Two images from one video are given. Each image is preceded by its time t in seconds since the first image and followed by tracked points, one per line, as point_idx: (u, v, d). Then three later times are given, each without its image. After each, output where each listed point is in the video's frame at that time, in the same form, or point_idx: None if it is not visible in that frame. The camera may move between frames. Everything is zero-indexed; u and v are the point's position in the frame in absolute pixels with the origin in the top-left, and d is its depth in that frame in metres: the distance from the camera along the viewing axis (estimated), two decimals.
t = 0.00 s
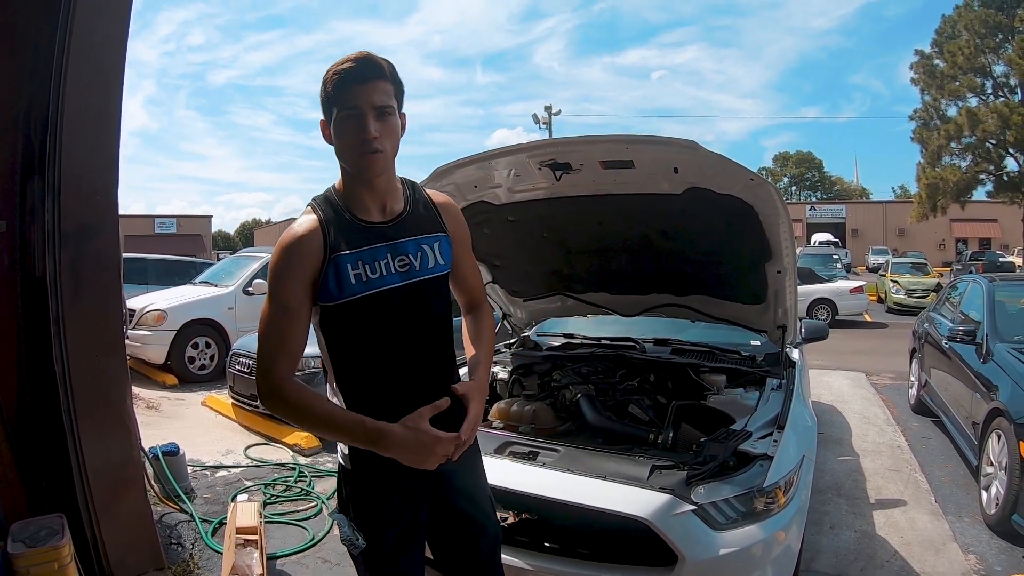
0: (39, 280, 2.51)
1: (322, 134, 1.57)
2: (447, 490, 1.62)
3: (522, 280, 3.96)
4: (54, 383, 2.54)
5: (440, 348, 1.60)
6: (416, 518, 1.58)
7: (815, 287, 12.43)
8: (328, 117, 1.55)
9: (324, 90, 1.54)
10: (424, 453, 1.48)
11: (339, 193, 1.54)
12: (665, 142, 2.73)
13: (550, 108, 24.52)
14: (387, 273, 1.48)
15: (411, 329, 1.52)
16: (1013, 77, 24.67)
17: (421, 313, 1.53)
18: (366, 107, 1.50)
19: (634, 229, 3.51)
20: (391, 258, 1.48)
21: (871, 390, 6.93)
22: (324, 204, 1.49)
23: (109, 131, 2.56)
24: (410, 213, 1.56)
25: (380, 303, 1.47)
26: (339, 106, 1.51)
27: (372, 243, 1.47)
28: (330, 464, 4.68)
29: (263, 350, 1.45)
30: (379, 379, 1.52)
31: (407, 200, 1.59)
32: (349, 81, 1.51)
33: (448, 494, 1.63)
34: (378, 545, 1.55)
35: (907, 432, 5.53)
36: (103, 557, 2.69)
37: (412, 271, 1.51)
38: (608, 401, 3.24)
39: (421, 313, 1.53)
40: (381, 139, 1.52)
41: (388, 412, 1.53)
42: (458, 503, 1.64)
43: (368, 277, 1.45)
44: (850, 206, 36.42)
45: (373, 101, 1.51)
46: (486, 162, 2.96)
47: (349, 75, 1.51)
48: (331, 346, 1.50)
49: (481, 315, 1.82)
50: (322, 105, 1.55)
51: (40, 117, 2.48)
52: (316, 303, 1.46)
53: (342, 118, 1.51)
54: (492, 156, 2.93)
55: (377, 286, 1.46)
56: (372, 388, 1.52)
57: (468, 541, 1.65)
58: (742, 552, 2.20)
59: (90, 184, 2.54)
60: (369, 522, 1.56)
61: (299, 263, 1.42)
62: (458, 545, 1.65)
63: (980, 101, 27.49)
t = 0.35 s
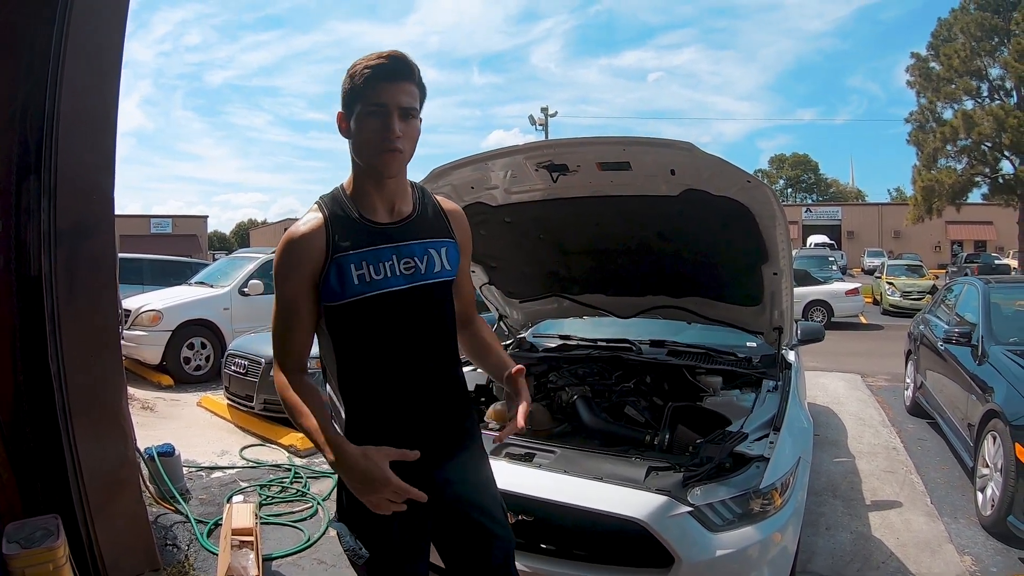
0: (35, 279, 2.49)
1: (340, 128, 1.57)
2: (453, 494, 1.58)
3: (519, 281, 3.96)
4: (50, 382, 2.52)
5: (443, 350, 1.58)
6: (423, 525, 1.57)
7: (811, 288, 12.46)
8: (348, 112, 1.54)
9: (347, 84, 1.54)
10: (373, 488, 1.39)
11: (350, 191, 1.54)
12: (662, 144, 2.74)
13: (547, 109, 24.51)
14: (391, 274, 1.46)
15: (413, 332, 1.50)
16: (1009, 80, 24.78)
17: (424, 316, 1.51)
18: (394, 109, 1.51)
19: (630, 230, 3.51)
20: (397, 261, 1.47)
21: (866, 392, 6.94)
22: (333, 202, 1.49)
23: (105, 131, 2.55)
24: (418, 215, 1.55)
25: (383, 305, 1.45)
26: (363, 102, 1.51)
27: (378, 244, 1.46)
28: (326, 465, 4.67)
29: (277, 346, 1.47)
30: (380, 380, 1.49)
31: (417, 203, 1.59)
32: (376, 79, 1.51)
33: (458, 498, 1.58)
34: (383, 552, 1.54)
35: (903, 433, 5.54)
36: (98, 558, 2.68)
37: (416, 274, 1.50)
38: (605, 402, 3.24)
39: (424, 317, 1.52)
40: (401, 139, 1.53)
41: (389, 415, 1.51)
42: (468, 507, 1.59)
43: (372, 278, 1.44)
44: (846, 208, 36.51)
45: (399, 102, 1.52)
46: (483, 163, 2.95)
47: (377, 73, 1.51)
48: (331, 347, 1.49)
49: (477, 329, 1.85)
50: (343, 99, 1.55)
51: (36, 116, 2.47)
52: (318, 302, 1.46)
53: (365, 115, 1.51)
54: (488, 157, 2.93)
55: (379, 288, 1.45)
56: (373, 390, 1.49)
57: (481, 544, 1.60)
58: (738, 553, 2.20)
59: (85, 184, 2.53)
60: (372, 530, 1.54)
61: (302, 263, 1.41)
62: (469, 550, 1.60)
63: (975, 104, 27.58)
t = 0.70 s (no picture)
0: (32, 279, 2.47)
1: (410, 121, 1.59)
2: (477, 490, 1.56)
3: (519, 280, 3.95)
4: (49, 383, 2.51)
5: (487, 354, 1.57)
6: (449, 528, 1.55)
7: (810, 288, 12.46)
8: (420, 107, 1.57)
9: (425, 81, 1.56)
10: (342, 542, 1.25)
11: (410, 185, 1.54)
12: (662, 144, 2.74)
13: (546, 109, 24.49)
14: (443, 269, 1.46)
15: (459, 330, 1.49)
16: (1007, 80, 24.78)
17: (471, 316, 1.50)
18: (467, 111, 1.54)
19: (630, 230, 3.51)
20: (450, 257, 1.48)
21: (865, 392, 6.94)
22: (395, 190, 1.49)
23: (104, 131, 2.55)
24: (472, 218, 1.57)
25: (433, 298, 1.44)
26: (440, 100, 1.53)
27: (433, 238, 1.47)
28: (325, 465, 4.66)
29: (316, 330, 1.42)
30: (421, 378, 1.47)
31: (468, 205, 1.61)
32: (455, 79, 1.53)
33: (488, 503, 1.58)
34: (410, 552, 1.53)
35: (902, 434, 5.54)
36: (97, 559, 2.66)
37: (467, 273, 1.50)
38: (605, 402, 3.24)
39: (471, 316, 1.51)
40: (468, 139, 1.54)
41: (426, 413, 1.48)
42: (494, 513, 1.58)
43: (425, 269, 1.44)
44: (845, 209, 36.53)
45: (470, 104, 1.54)
46: (483, 162, 2.94)
47: (458, 74, 1.53)
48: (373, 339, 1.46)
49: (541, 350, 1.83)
50: (417, 94, 1.56)
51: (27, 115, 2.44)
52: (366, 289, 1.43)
53: (440, 113, 1.53)
54: (488, 157, 2.91)
55: (431, 280, 1.45)
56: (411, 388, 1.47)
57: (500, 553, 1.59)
58: (738, 553, 2.20)
59: (83, 184, 2.53)
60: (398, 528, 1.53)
61: (357, 245, 1.40)
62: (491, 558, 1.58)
63: (974, 105, 27.58)
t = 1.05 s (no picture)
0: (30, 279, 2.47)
1: (466, 125, 1.63)
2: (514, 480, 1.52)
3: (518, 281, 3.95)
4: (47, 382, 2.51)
5: (525, 358, 1.54)
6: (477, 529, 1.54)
7: (809, 288, 12.47)
8: (475, 111, 1.61)
9: (479, 85, 1.60)
10: (503, 434, 1.41)
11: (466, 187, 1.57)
12: (660, 144, 2.74)
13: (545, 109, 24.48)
14: (490, 268, 1.46)
15: (500, 333, 1.48)
16: (1007, 80, 24.77)
17: (514, 317, 1.49)
18: (518, 112, 1.55)
19: (629, 229, 3.51)
20: (499, 256, 1.48)
21: (864, 391, 6.94)
22: (449, 189, 1.53)
23: (104, 130, 2.55)
24: (523, 223, 1.58)
25: (476, 297, 1.44)
26: (492, 100, 1.56)
27: (484, 236, 1.49)
28: (325, 464, 4.66)
29: (369, 316, 1.48)
30: (462, 376, 1.47)
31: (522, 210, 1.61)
32: (506, 81, 1.56)
33: (522, 493, 1.53)
34: (436, 547, 1.54)
35: (901, 433, 5.54)
36: (97, 558, 2.66)
37: (514, 275, 1.49)
38: (603, 401, 3.24)
39: (514, 320, 1.50)
40: (521, 138, 1.56)
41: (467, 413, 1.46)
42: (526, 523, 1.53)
43: (474, 266, 1.45)
44: (844, 208, 36.55)
45: (522, 105, 1.56)
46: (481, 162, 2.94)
47: (509, 77, 1.56)
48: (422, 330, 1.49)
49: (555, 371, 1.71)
50: (473, 99, 1.61)
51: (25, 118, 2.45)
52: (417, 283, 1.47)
53: (493, 114, 1.56)
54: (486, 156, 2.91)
55: (479, 279, 1.45)
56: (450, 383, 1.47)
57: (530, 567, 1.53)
58: (737, 553, 2.19)
59: (82, 184, 2.52)
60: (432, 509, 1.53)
61: (411, 238, 1.45)
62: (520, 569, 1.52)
63: (973, 104, 27.56)
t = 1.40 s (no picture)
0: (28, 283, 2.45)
1: (378, 157, 1.77)
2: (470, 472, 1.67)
3: (515, 283, 3.96)
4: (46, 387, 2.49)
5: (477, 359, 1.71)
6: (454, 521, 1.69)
7: (807, 288, 12.49)
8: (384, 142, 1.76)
9: (384, 120, 1.75)
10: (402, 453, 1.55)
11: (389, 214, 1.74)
12: (655, 146, 2.75)
13: (541, 110, 24.48)
14: (410, 280, 1.62)
15: (435, 333, 1.63)
16: (1002, 77, 24.82)
17: (440, 320, 1.64)
18: (420, 137, 1.70)
19: (625, 231, 3.52)
20: (418, 268, 1.62)
21: (863, 390, 6.95)
22: (373, 219, 1.71)
23: (101, 136, 2.56)
24: (447, 231, 1.69)
25: (404, 308, 1.62)
26: (394, 132, 1.72)
27: (404, 253, 1.64)
28: (324, 468, 4.67)
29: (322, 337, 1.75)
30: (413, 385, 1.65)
31: (450, 219, 1.73)
32: (405, 112, 1.71)
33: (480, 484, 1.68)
34: (414, 541, 1.69)
35: (900, 431, 5.56)
36: (96, 562, 2.65)
37: (436, 282, 1.63)
38: (601, 403, 3.25)
39: (447, 322, 1.64)
40: (427, 156, 1.70)
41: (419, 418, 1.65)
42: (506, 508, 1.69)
43: (394, 281, 1.62)
44: (841, 207, 36.61)
45: (421, 129, 1.70)
46: (477, 165, 2.96)
47: (407, 107, 1.71)
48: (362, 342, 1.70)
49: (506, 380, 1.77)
50: (380, 132, 1.76)
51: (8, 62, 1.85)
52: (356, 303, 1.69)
53: (398, 144, 1.70)
54: (482, 160, 2.93)
55: (402, 291, 1.62)
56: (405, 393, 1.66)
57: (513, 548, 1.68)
58: (734, 553, 2.20)
59: (79, 188, 2.52)
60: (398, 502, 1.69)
61: (344, 266, 1.67)
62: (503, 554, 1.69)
63: (969, 102, 27.61)
